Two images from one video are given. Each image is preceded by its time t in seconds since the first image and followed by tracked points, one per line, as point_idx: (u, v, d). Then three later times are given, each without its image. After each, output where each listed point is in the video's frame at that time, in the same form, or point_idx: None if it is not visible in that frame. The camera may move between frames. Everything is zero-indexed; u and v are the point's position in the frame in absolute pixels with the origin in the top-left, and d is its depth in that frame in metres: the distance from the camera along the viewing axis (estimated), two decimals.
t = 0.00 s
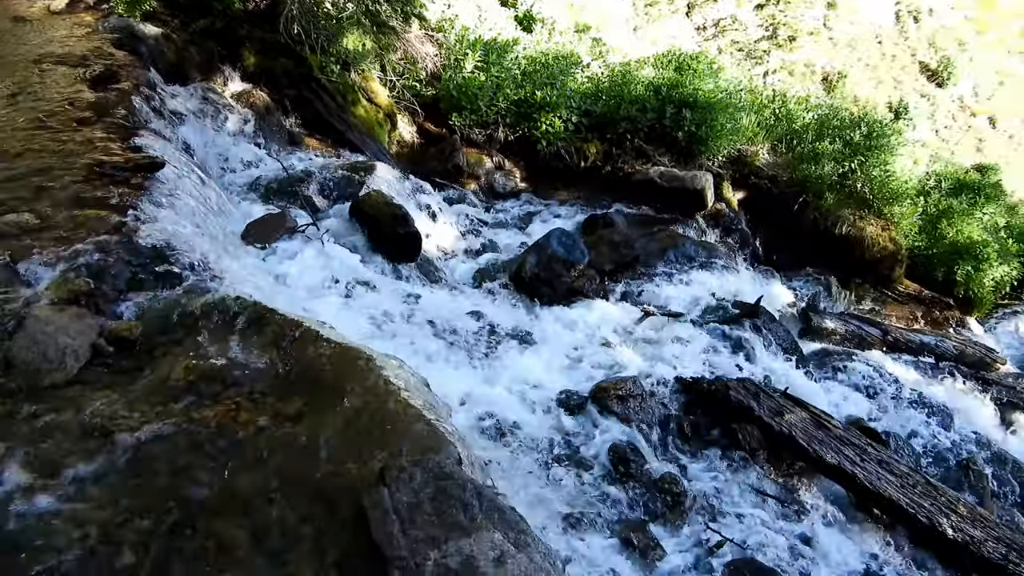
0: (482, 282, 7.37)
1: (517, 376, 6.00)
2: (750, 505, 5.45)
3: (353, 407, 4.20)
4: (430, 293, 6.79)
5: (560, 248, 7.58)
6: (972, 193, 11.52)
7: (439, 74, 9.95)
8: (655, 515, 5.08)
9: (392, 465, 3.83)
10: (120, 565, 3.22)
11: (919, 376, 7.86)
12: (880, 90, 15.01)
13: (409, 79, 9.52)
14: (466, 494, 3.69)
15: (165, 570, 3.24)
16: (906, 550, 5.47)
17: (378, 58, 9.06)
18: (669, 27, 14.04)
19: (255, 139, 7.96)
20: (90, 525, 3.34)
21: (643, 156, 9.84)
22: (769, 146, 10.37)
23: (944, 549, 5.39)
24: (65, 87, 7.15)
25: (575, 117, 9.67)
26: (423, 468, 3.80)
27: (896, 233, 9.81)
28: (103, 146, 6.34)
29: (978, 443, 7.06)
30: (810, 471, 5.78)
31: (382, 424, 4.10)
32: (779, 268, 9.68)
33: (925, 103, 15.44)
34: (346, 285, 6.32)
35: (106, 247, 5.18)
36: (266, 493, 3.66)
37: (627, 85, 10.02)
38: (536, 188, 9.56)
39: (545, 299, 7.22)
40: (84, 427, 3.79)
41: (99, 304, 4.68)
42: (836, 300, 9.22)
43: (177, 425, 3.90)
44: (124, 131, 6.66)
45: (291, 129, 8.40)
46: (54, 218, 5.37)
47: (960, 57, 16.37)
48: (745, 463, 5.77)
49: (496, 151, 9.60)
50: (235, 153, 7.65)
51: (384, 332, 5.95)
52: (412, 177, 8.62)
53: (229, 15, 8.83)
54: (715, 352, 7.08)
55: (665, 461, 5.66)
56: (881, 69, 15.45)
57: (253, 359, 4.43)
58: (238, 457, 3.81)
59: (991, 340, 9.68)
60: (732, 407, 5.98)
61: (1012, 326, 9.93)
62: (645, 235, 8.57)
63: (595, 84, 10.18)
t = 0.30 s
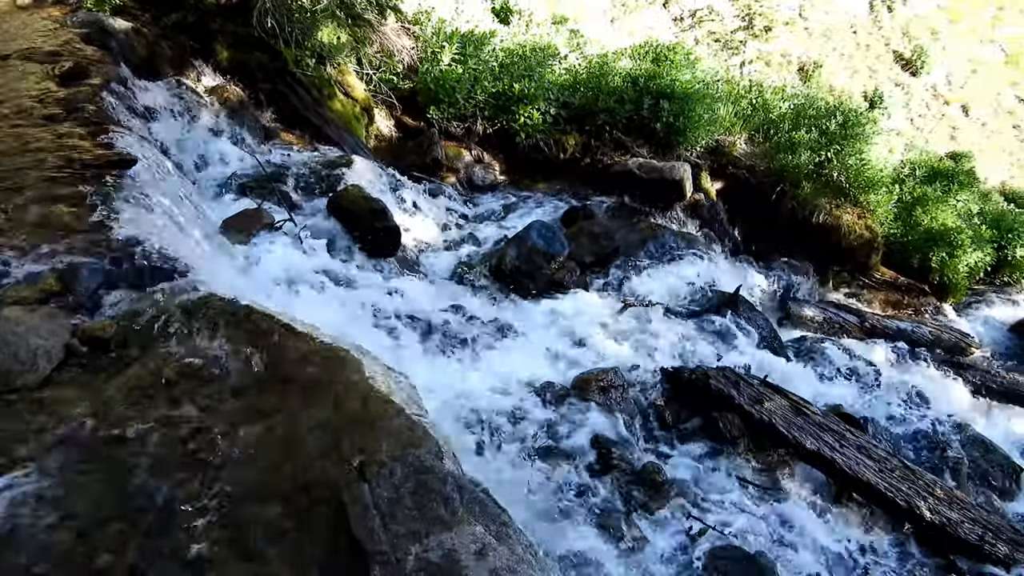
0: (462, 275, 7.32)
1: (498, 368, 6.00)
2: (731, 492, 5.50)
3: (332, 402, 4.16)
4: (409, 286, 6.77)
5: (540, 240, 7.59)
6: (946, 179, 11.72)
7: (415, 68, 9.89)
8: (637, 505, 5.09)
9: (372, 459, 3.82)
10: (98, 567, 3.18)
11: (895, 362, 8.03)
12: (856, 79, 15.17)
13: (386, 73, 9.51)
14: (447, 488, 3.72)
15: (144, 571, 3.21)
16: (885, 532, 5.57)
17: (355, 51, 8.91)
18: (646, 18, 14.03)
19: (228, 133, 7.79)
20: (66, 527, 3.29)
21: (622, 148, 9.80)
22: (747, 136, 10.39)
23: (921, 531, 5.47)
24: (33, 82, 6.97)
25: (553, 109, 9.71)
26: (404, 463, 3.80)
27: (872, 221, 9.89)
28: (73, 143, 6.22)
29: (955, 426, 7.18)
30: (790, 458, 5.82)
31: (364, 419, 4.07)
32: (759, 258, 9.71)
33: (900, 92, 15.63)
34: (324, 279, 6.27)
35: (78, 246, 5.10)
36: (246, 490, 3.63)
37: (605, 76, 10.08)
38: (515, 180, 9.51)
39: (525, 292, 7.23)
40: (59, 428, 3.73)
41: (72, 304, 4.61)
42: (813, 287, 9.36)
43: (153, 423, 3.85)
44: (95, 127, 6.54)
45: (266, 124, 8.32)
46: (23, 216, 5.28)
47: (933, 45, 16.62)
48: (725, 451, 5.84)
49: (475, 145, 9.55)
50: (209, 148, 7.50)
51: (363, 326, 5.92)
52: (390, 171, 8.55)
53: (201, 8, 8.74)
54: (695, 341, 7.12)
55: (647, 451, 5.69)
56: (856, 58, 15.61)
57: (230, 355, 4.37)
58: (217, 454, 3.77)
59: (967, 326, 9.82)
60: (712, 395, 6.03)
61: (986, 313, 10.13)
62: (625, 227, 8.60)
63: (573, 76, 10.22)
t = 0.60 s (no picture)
0: (444, 268, 7.27)
1: (482, 361, 6.00)
2: (714, 480, 5.54)
3: (312, 397, 4.15)
4: (392, 280, 6.76)
5: (522, 232, 7.58)
6: (925, 168, 11.81)
7: (395, 60, 9.87)
8: (622, 495, 5.13)
9: (354, 454, 3.78)
10: (76, 567, 3.14)
11: (876, 351, 8.11)
12: (835, 69, 15.26)
13: (365, 65, 9.45)
14: (430, 480, 3.68)
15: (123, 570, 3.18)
16: (865, 518, 5.64)
17: (334, 43, 9.05)
18: (626, 9, 14.02)
19: (207, 127, 7.77)
20: (42, 527, 3.24)
21: (603, 139, 9.84)
22: (727, 126, 10.48)
23: (902, 516, 5.56)
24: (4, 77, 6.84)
25: (533, 101, 9.61)
26: (386, 455, 3.75)
27: (852, 210, 9.92)
28: (46, 138, 6.09)
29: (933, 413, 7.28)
30: (772, 446, 5.91)
31: (346, 412, 4.04)
32: (739, 247, 9.84)
33: (878, 82, 15.77)
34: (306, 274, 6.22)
35: (53, 244, 5.03)
36: (226, 487, 3.61)
37: (586, 68, 10.03)
38: (497, 172, 9.54)
39: (508, 284, 7.19)
40: (35, 426, 3.68)
41: (49, 305, 4.58)
42: (792, 276, 9.43)
43: (131, 421, 3.81)
44: (69, 123, 6.41)
45: (243, 118, 8.18)
46: None
47: (911, 35, 16.95)
48: (708, 440, 5.87)
49: (456, 137, 9.51)
50: (187, 143, 7.48)
51: (345, 321, 5.88)
52: (369, 164, 8.46)
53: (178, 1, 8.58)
54: (677, 331, 7.17)
55: (631, 441, 5.71)
56: (836, 48, 15.71)
57: (210, 351, 4.34)
58: (196, 451, 3.74)
59: (945, 314, 9.94)
60: (695, 384, 6.07)
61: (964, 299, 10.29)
62: (607, 219, 8.65)
63: (554, 67, 10.15)
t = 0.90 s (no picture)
0: (431, 259, 7.32)
1: (467, 352, 5.99)
2: (701, 468, 5.57)
3: (295, 391, 4.13)
4: (377, 271, 6.72)
5: (508, 223, 7.57)
6: (906, 157, 11.96)
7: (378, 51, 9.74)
8: (610, 484, 5.14)
9: (340, 447, 3.79)
10: (57, 563, 3.10)
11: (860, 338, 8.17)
12: (819, 58, 15.31)
13: (348, 57, 9.35)
14: (416, 472, 3.67)
15: (106, 567, 3.15)
16: (850, 504, 5.65)
17: (316, 34, 9.04)
18: None
19: (189, 121, 7.61)
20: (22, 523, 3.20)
21: (588, 129, 9.80)
22: (712, 116, 10.51)
23: (886, 502, 5.61)
24: None
25: (518, 91, 9.63)
26: (371, 448, 3.75)
27: (835, 198, 10.02)
28: (22, 132, 6.00)
29: (917, 400, 7.32)
30: (758, 434, 5.95)
31: (332, 406, 4.07)
32: (724, 237, 9.82)
33: (862, 72, 15.85)
34: (289, 267, 6.18)
35: (31, 238, 4.95)
36: (208, 482, 3.57)
37: (570, 58, 10.01)
38: (482, 164, 9.46)
39: (495, 275, 7.19)
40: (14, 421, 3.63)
41: (28, 302, 4.54)
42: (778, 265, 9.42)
43: (111, 414, 3.77)
44: (45, 116, 6.30)
45: (226, 111, 8.12)
46: None
47: (893, 25, 17.04)
48: (694, 429, 5.89)
49: (441, 128, 9.46)
50: (168, 138, 7.32)
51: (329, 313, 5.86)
52: (353, 156, 8.40)
53: None
54: (664, 320, 7.20)
55: (618, 430, 5.72)
56: (819, 38, 15.77)
57: (192, 345, 4.31)
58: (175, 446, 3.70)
59: (928, 301, 9.96)
60: (682, 373, 6.12)
61: (948, 286, 10.26)
62: (593, 209, 8.59)
63: (538, 57, 10.12)
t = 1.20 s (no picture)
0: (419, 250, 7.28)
1: (456, 343, 5.97)
2: (691, 455, 5.58)
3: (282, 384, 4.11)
4: (365, 262, 6.69)
5: (496, 213, 7.48)
6: (894, 145, 12.03)
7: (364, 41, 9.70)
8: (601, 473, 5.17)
9: (327, 438, 3.79)
10: (42, 558, 3.03)
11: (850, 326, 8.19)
12: (806, 47, 15.30)
13: (334, 46, 9.31)
14: (404, 462, 3.70)
15: (93, 561, 3.08)
16: (838, 489, 5.71)
17: (301, 24, 8.98)
18: None
19: (173, 111, 7.57)
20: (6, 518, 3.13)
21: (576, 118, 9.84)
22: (700, 105, 10.48)
23: (874, 487, 5.64)
24: None
25: (506, 81, 9.60)
26: (359, 439, 3.78)
27: (823, 186, 10.10)
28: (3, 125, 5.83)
29: (904, 385, 7.43)
30: (747, 421, 5.97)
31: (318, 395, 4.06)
32: (712, 225, 9.89)
33: (849, 60, 15.87)
34: (275, 259, 6.13)
35: (12, 231, 4.86)
36: (196, 475, 3.53)
37: (558, 46, 9.96)
38: (470, 155, 9.41)
39: (484, 266, 7.12)
40: None
41: (10, 296, 4.46)
42: (767, 253, 9.49)
43: (97, 409, 3.72)
44: (26, 108, 6.13)
45: (209, 101, 8.03)
46: None
47: (881, 12, 17.04)
48: (684, 416, 5.92)
49: (429, 118, 9.46)
50: (150, 126, 7.28)
51: (316, 304, 5.82)
52: (341, 146, 8.41)
53: None
54: (653, 308, 7.21)
55: (608, 420, 5.71)
56: (807, 26, 15.77)
57: (177, 338, 4.27)
58: (160, 439, 3.64)
59: (916, 288, 10.06)
60: (671, 360, 6.15)
61: (936, 274, 10.33)
62: (582, 199, 8.59)
63: (525, 46, 10.05)
